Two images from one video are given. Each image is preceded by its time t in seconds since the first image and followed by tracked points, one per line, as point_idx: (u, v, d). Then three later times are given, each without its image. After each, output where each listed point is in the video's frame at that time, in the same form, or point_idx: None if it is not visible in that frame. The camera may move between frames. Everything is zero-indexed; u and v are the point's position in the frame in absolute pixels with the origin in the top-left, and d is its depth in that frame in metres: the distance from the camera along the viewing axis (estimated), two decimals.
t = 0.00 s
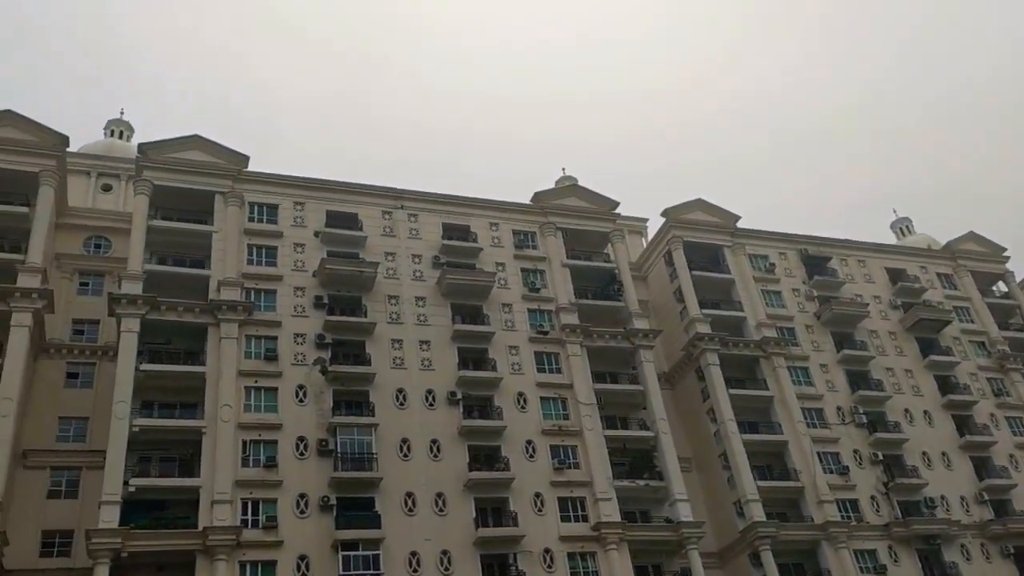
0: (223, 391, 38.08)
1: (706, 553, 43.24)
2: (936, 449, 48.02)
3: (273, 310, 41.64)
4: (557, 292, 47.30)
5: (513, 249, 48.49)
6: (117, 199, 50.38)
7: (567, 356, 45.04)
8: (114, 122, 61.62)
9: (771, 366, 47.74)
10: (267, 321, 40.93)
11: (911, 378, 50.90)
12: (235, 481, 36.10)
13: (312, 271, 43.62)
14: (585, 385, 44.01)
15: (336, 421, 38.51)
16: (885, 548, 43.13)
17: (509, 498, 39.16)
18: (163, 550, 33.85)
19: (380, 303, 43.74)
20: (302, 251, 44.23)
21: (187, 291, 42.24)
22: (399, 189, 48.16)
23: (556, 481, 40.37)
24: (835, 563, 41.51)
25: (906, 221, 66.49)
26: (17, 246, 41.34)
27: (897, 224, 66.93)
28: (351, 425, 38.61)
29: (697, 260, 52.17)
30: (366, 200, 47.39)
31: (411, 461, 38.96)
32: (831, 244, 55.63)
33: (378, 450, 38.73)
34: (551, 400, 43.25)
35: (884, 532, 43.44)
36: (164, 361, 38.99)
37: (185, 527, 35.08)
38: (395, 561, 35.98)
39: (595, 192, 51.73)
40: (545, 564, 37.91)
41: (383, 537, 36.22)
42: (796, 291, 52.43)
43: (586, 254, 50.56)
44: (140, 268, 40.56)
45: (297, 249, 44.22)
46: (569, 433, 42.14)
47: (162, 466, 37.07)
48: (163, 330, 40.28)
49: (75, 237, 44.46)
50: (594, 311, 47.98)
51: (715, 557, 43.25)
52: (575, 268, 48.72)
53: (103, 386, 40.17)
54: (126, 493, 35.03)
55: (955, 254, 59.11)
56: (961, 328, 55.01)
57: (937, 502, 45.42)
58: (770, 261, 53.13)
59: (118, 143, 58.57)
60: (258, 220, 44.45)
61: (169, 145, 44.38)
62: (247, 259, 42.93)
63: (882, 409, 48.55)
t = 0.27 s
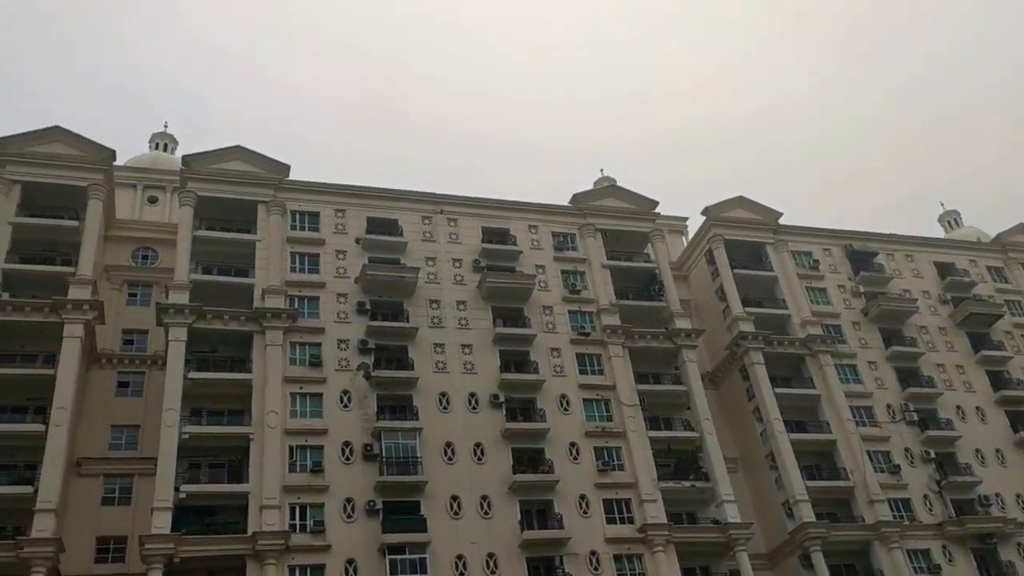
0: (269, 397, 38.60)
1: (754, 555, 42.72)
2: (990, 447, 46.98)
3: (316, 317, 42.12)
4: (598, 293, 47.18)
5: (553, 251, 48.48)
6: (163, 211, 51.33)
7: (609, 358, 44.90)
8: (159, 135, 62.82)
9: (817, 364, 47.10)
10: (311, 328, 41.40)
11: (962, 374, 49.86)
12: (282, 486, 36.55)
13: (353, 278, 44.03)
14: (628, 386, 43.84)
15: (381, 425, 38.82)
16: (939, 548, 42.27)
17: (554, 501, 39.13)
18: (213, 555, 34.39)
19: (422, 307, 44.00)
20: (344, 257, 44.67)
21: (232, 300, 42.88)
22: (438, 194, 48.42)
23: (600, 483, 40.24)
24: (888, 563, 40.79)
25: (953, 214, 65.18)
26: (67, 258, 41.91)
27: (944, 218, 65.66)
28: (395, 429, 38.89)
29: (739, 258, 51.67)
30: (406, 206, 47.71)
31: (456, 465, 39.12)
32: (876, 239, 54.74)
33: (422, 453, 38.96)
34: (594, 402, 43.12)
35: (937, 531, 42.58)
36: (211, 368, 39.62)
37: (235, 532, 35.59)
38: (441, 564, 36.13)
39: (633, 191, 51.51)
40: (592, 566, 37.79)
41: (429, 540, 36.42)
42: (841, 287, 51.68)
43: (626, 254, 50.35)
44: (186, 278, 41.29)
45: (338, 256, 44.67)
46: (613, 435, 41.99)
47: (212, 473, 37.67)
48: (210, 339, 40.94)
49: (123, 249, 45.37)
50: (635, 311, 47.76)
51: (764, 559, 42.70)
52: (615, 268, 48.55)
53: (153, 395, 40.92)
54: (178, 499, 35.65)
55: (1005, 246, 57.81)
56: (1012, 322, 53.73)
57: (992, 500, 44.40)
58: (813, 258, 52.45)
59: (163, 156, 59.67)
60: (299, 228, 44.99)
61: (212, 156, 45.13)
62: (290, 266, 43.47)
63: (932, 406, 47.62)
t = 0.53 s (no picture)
0: (323, 405, 39.06)
1: (816, 549, 42.15)
2: None
3: (366, 324, 42.54)
4: (645, 289, 46.98)
5: (598, 249, 48.36)
6: (212, 225, 52.24)
7: (659, 354, 44.67)
8: (205, 151, 63.94)
9: (872, 354, 46.37)
10: (361, 335, 41.82)
11: None
12: (340, 492, 36.97)
13: (401, 283, 44.37)
14: (679, 382, 43.61)
15: (433, 429, 39.08)
16: (1008, 538, 41.32)
17: (609, 500, 39.05)
18: (275, 561, 34.90)
19: (469, 311, 44.18)
20: (390, 264, 45.04)
21: (283, 310, 43.48)
22: (481, 197, 48.58)
23: (656, 480, 40.07)
24: (955, 555, 39.99)
25: (1008, 196, 63.68)
26: (122, 275, 42.87)
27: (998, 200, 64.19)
28: (448, 433, 39.12)
29: (787, 249, 51.06)
30: (449, 210, 47.95)
31: (510, 467, 39.22)
32: (928, 224, 53.71)
33: (476, 456, 39.13)
34: (646, 399, 42.95)
35: (1005, 521, 41.63)
36: (265, 378, 40.22)
37: (295, 538, 36.09)
38: (499, 566, 36.25)
39: (676, 186, 51.18)
40: (651, 565, 37.62)
41: (487, 542, 36.58)
42: (894, 275, 50.80)
43: (671, 249, 50.04)
44: (238, 290, 41.96)
45: (385, 263, 45.05)
46: (666, 432, 41.78)
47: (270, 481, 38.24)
48: (263, 350, 41.57)
49: (175, 264, 46.24)
50: (683, 306, 47.44)
51: (826, 553, 42.11)
52: (661, 264, 48.29)
53: (210, 406, 41.65)
54: (238, 508, 36.25)
55: None
56: None
57: None
58: (864, 246, 51.61)
59: (209, 171, 60.73)
60: (346, 236, 45.47)
61: (257, 169, 45.80)
62: (338, 275, 43.95)
63: (994, 393, 46.58)
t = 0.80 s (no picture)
0: (377, 411, 39.47)
1: (880, 545, 41.25)
2: None
3: (416, 330, 42.89)
4: (694, 286, 46.57)
5: (645, 247, 48.08)
6: (263, 238, 53.21)
7: (711, 351, 44.24)
8: (255, 165, 65.15)
9: (932, 343, 45.29)
10: (412, 341, 42.18)
11: None
12: (396, 497, 37.30)
13: (449, 288, 44.65)
14: (733, 378, 43.18)
15: (486, 432, 39.21)
16: None
17: (665, 499, 38.75)
18: (334, 567, 35.31)
19: (518, 313, 44.25)
20: (438, 269, 45.36)
21: (334, 319, 44.06)
22: (526, 199, 48.67)
23: (712, 478, 39.66)
24: None
25: None
26: (178, 290, 43.88)
27: None
28: (500, 435, 39.23)
29: (839, 240, 50.16)
30: (495, 213, 48.12)
31: (563, 468, 39.17)
32: (987, 209, 52.29)
33: (529, 458, 39.17)
34: (699, 396, 42.55)
35: None
36: (320, 387, 40.80)
37: (353, 544, 36.49)
38: (556, 567, 36.21)
39: (723, 180, 50.66)
40: (710, 564, 37.22)
41: (543, 544, 36.57)
42: (952, 262, 49.55)
43: (720, 245, 49.52)
44: (290, 301, 42.65)
45: (433, 268, 45.39)
46: (721, 428, 41.35)
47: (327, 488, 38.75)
48: (317, 358, 42.16)
49: (228, 277, 47.18)
50: (734, 302, 46.90)
51: (891, 548, 41.17)
52: (710, 260, 47.82)
53: (267, 415, 42.39)
54: (297, 514, 36.80)
55: None
56: None
57: None
58: (920, 234, 50.43)
59: (259, 185, 61.88)
60: (394, 244, 45.93)
61: (306, 181, 46.51)
62: (387, 282, 44.41)
63: None
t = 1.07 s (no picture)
0: (432, 417, 39.76)
1: (948, 539, 40.26)
2: None
3: (467, 335, 43.12)
4: (746, 281, 46.04)
5: (694, 244, 47.68)
6: (314, 250, 54.00)
7: (765, 346, 43.71)
8: (303, 178, 66.17)
9: (995, 331, 44.11)
10: (463, 346, 42.41)
11: None
12: (453, 502, 37.51)
13: (498, 293, 44.81)
14: (789, 373, 42.63)
15: (540, 435, 39.22)
16: None
17: (725, 497, 38.36)
18: (395, 573, 35.61)
19: (567, 315, 44.19)
20: (487, 274, 45.55)
21: (386, 327, 44.52)
22: (572, 201, 48.63)
23: (771, 475, 39.14)
24: None
25: None
26: (234, 303, 44.75)
27: None
28: (554, 437, 39.22)
29: (894, 229, 49.16)
30: (541, 216, 48.17)
31: (620, 468, 39.00)
32: None
33: (584, 459, 39.09)
34: (755, 393, 42.05)
35: None
36: (374, 394, 41.24)
37: (413, 550, 36.79)
38: (616, 569, 36.04)
39: (771, 173, 50.02)
40: (773, 562, 36.71)
41: (602, 546, 36.45)
42: (1013, 247, 48.19)
43: (771, 238, 48.88)
44: (343, 310, 43.21)
45: (482, 273, 45.59)
46: (779, 425, 40.81)
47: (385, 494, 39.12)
48: (370, 366, 42.62)
49: (281, 289, 47.98)
50: (787, 296, 46.24)
51: (959, 542, 40.16)
52: (761, 254, 47.24)
53: (324, 424, 42.97)
54: (356, 521, 37.22)
55: None
56: None
57: None
58: (978, 219, 49.16)
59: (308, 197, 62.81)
60: (442, 250, 46.25)
61: (354, 192, 47.02)
62: (437, 288, 44.73)
63: None
